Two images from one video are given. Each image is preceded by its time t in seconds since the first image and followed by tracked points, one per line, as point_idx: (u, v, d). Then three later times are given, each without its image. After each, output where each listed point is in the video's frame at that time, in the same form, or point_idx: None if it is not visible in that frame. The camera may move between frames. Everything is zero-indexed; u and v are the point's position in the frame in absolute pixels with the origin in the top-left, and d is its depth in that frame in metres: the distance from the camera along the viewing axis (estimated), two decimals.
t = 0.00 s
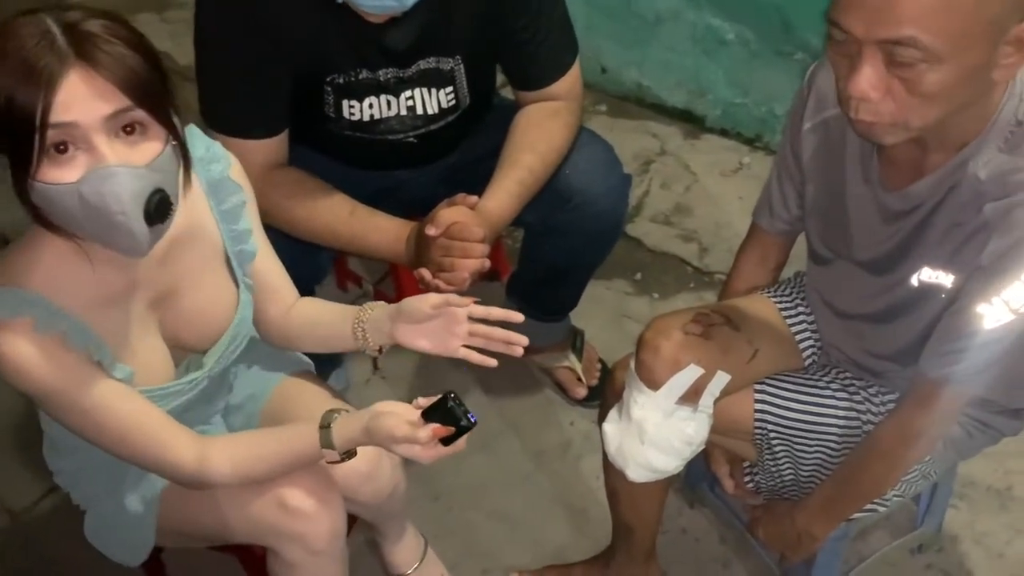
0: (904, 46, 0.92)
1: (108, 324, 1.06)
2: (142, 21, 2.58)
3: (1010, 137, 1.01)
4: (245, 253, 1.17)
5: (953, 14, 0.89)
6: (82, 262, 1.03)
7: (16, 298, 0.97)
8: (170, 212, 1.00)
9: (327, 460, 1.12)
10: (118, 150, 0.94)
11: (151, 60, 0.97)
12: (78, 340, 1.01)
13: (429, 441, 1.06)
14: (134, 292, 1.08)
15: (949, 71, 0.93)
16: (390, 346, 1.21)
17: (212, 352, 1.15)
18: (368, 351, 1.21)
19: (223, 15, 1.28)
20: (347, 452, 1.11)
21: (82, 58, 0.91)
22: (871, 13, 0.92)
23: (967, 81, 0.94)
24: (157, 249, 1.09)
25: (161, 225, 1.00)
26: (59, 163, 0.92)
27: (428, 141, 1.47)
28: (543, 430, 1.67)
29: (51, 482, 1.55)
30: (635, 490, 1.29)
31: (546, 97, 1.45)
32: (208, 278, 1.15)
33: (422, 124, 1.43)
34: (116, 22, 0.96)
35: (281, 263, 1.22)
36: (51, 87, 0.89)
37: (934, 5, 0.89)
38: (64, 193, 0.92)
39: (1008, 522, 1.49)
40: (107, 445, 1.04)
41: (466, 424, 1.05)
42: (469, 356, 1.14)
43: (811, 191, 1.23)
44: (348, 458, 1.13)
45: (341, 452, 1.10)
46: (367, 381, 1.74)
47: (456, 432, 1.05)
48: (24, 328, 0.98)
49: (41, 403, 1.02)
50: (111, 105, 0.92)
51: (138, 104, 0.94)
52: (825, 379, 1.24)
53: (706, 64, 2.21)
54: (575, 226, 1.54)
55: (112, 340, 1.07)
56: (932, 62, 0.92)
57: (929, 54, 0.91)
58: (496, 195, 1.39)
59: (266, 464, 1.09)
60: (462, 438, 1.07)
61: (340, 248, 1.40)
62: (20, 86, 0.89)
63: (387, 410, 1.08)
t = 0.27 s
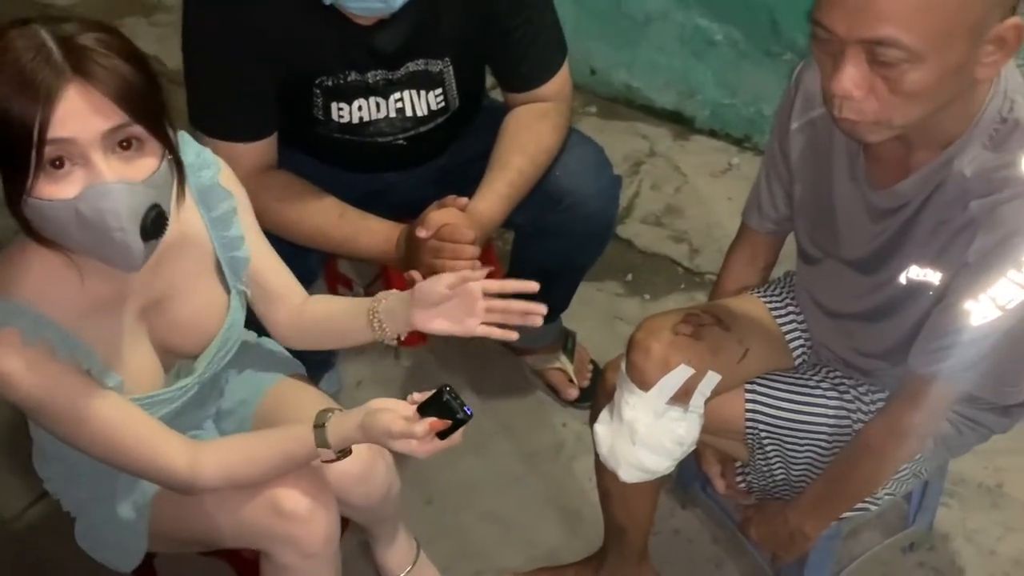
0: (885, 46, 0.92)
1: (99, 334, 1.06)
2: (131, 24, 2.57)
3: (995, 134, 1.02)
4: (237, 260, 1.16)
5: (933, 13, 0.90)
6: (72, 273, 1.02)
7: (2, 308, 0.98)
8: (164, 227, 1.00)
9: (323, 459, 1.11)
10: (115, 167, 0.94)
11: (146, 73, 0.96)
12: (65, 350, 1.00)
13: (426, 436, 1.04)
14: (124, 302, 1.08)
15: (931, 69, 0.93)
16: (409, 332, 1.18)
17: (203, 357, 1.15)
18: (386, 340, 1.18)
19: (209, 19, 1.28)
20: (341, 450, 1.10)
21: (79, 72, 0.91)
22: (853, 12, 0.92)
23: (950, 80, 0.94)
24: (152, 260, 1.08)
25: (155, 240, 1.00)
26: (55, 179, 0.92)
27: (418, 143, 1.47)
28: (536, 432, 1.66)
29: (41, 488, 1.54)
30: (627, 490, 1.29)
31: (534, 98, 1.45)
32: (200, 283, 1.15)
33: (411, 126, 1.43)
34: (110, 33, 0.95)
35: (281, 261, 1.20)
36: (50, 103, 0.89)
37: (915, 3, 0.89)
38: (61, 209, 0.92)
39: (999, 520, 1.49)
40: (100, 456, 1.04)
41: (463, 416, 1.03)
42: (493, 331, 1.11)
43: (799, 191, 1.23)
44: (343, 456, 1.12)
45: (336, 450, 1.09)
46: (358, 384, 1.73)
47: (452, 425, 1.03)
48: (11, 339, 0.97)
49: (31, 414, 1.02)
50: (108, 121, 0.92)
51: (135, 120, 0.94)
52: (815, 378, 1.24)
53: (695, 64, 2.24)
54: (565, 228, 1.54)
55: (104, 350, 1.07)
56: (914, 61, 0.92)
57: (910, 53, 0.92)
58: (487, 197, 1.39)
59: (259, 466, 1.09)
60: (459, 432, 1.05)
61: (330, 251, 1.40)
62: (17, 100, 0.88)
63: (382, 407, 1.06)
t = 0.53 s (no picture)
0: (866, 51, 0.93)
1: (98, 343, 1.05)
2: (118, 29, 2.57)
3: (979, 133, 1.02)
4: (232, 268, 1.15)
5: (914, 18, 0.90)
6: (71, 282, 1.02)
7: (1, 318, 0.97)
8: (165, 233, 1.00)
9: (319, 458, 1.09)
10: (111, 177, 0.94)
11: (138, 79, 0.96)
12: (63, 360, 1.00)
13: (420, 428, 1.03)
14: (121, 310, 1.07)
15: (913, 72, 0.93)
16: (394, 348, 1.18)
17: (198, 365, 1.14)
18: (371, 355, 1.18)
19: (194, 24, 1.27)
20: (337, 448, 1.08)
21: (73, 84, 0.90)
22: (835, 17, 0.92)
23: (932, 81, 0.95)
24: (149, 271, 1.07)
25: (157, 247, 1.00)
26: (52, 192, 0.92)
27: (406, 146, 1.47)
28: (526, 434, 1.67)
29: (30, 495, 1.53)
30: (616, 491, 1.29)
31: (521, 101, 1.45)
32: (195, 292, 1.14)
33: (399, 129, 1.43)
34: (101, 41, 0.95)
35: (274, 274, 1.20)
36: (44, 116, 0.88)
37: (896, 7, 0.90)
38: (60, 222, 0.92)
39: (987, 517, 1.50)
40: (98, 464, 1.03)
41: (456, 405, 1.02)
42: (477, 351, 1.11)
43: (786, 191, 1.23)
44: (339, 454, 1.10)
45: (331, 448, 1.07)
46: (349, 389, 1.72)
47: (446, 415, 1.02)
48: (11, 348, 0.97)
49: (27, 420, 1.00)
50: (104, 131, 0.92)
51: (131, 129, 0.94)
52: (803, 377, 1.24)
53: (683, 65, 2.24)
54: (553, 230, 1.54)
55: (103, 360, 1.06)
56: (895, 65, 0.93)
57: (891, 57, 0.92)
58: (476, 199, 1.39)
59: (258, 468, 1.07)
60: (452, 423, 1.04)
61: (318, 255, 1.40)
62: (10, 116, 0.88)
63: (374, 401, 1.05)
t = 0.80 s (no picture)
0: (851, 60, 0.93)
1: (87, 349, 1.05)
2: (107, 34, 2.56)
3: (966, 132, 1.03)
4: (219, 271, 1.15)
5: (898, 26, 0.90)
6: (60, 287, 1.01)
7: None
8: (153, 238, 1.00)
9: (315, 454, 1.08)
10: (97, 183, 0.94)
11: (119, 85, 0.96)
12: (57, 367, 0.99)
13: (416, 420, 1.03)
14: (111, 315, 1.07)
15: (899, 77, 0.94)
16: (374, 352, 1.18)
17: (189, 371, 1.14)
18: (352, 360, 1.18)
19: (183, 31, 1.28)
20: (334, 443, 1.07)
21: (54, 93, 0.90)
22: (820, 25, 0.93)
23: (918, 85, 0.95)
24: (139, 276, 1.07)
25: (145, 252, 0.99)
26: (38, 202, 0.91)
27: (395, 149, 1.47)
28: (519, 437, 1.66)
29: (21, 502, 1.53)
30: (608, 493, 1.29)
31: (510, 103, 1.45)
32: (184, 296, 1.13)
33: (388, 132, 1.43)
34: (80, 48, 0.95)
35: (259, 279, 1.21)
36: (27, 126, 0.88)
37: (880, 15, 0.90)
38: (47, 231, 0.91)
39: (978, 514, 1.50)
40: (91, 469, 1.03)
41: (452, 396, 1.03)
42: (457, 356, 1.10)
43: (775, 191, 1.24)
44: (335, 450, 1.09)
45: (328, 444, 1.06)
46: (340, 392, 1.72)
47: (443, 407, 1.03)
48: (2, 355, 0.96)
49: (19, 426, 1.00)
50: (88, 138, 0.92)
51: (115, 134, 0.94)
52: (793, 377, 1.25)
53: (672, 66, 2.25)
54: (543, 231, 1.54)
55: (95, 366, 1.06)
56: (881, 71, 0.93)
57: (876, 64, 0.93)
58: (464, 202, 1.39)
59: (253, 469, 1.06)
60: (448, 414, 1.05)
61: (309, 259, 1.40)
62: None
63: (368, 395, 1.04)
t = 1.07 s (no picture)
0: (838, 68, 0.93)
1: (75, 353, 1.05)
2: (96, 38, 2.56)
3: (953, 132, 1.03)
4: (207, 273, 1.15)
5: (885, 34, 0.91)
6: (45, 290, 1.01)
7: None
8: (139, 241, 1.00)
9: (303, 458, 1.08)
10: (84, 187, 0.93)
11: (106, 87, 0.96)
12: (42, 371, 0.99)
13: (403, 425, 1.03)
14: (99, 318, 1.06)
15: (886, 83, 0.94)
16: (360, 348, 1.19)
17: (177, 374, 1.14)
18: (338, 356, 1.18)
19: (171, 37, 1.28)
20: (321, 448, 1.07)
21: (41, 96, 0.90)
22: (807, 34, 0.93)
23: (905, 89, 0.95)
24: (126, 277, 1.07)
25: (131, 255, 0.99)
26: (25, 205, 0.91)
27: (383, 152, 1.47)
28: (510, 438, 1.66)
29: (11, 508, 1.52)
30: (599, 494, 1.29)
31: (499, 105, 1.45)
32: (172, 298, 1.13)
33: (376, 135, 1.43)
34: (67, 50, 0.94)
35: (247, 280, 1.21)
36: (14, 129, 0.88)
37: (866, 22, 0.90)
38: (33, 234, 0.91)
39: (968, 512, 1.51)
40: (79, 474, 1.02)
41: (438, 400, 1.03)
42: (443, 351, 1.12)
43: (763, 191, 1.24)
44: (322, 455, 1.09)
45: (315, 448, 1.06)
46: (331, 395, 1.72)
47: (429, 410, 1.03)
48: None
49: (10, 435, 1.00)
50: (76, 141, 0.92)
51: (102, 138, 0.94)
52: (782, 377, 1.25)
53: (662, 66, 2.25)
54: (533, 233, 1.54)
55: (81, 369, 1.06)
56: (868, 77, 0.93)
57: (864, 72, 0.93)
58: (453, 205, 1.39)
59: (241, 471, 1.06)
60: (435, 418, 1.05)
61: (298, 262, 1.40)
62: None
63: (355, 399, 1.04)
